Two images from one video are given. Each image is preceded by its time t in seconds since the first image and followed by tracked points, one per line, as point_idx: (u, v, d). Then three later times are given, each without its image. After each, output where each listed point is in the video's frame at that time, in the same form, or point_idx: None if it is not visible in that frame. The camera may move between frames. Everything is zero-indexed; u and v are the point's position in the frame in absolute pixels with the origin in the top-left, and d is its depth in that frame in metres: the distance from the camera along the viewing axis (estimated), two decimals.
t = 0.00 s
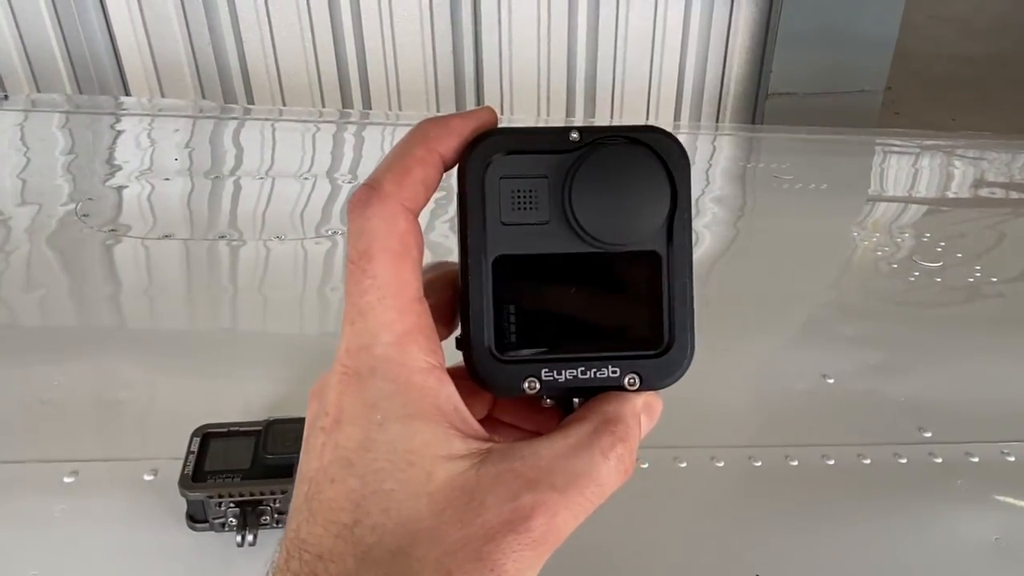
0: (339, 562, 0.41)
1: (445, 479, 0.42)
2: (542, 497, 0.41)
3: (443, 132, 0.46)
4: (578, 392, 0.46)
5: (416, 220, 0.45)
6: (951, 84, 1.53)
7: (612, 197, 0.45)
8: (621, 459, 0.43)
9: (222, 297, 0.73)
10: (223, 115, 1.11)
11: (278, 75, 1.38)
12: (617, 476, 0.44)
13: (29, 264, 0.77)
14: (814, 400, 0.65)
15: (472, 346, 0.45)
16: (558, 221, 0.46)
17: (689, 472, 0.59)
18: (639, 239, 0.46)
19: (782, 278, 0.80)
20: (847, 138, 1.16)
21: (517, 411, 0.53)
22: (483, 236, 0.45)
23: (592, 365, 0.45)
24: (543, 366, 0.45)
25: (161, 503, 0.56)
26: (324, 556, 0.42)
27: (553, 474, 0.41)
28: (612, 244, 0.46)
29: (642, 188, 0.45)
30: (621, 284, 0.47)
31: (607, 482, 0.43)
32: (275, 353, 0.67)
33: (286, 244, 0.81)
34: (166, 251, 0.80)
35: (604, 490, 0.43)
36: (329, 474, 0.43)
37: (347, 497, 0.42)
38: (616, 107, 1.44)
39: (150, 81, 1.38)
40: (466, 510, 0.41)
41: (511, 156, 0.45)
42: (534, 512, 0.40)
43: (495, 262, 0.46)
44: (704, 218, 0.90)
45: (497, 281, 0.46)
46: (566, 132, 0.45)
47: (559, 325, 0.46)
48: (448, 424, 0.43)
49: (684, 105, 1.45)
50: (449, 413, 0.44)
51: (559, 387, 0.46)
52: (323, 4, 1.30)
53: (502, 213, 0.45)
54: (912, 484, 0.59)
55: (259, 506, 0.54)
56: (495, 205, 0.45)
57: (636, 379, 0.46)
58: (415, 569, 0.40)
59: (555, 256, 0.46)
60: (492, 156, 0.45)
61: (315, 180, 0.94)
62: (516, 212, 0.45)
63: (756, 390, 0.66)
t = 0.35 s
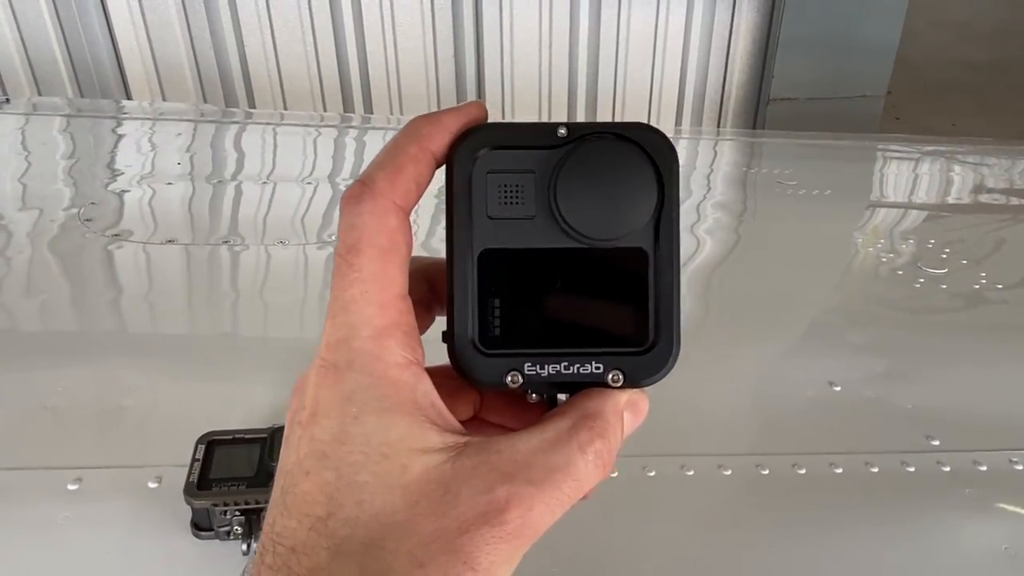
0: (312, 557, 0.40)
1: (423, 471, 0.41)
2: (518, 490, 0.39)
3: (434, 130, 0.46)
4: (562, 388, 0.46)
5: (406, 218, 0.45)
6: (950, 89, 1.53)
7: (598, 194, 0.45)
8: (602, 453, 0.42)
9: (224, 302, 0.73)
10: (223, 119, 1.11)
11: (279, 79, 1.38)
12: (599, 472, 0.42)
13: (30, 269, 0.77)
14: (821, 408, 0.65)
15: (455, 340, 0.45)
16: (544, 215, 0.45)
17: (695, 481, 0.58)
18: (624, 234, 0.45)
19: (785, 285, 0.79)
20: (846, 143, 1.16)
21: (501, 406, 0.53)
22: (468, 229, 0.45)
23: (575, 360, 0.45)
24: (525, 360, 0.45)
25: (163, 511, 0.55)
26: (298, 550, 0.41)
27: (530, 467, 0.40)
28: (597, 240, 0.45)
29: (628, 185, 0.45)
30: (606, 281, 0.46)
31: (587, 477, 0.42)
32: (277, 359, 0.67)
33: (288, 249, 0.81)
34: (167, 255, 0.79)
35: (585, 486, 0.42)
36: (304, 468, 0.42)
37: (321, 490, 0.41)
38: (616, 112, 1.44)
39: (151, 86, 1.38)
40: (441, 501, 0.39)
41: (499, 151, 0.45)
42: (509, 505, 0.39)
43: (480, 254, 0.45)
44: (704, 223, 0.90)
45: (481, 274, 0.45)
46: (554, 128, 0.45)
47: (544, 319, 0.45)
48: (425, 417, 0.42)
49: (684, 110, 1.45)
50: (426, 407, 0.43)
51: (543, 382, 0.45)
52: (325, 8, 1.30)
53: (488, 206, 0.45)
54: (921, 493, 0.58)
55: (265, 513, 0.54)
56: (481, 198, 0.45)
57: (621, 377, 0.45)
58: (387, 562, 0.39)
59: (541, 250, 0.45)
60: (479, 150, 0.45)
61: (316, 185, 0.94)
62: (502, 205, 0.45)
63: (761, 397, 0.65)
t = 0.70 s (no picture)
0: (293, 546, 0.40)
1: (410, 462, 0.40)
2: (498, 475, 0.39)
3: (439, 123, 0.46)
4: (554, 382, 0.45)
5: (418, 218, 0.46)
6: (949, 95, 1.54)
7: (599, 187, 0.44)
8: (583, 443, 0.42)
9: (223, 309, 0.73)
10: (223, 124, 1.11)
11: (279, 85, 1.37)
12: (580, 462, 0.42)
13: (30, 275, 0.76)
14: (824, 417, 0.64)
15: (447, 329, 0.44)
16: (542, 207, 0.45)
17: (700, 490, 0.57)
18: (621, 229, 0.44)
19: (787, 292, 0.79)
20: (846, 150, 1.16)
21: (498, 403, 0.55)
22: (464, 220, 0.45)
23: (567, 353, 0.44)
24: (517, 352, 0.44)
25: (161, 521, 0.54)
26: (279, 540, 0.41)
27: (509, 455, 0.40)
28: (594, 234, 0.44)
29: (630, 178, 0.44)
30: (603, 276, 0.45)
31: (568, 467, 0.41)
32: (277, 367, 0.66)
33: (288, 256, 0.81)
34: (166, 262, 0.79)
35: (566, 476, 0.42)
36: (287, 458, 0.42)
37: (303, 480, 0.41)
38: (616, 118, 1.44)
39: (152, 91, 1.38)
40: (421, 487, 0.39)
41: (500, 142, 0.45)
42: (488, 491, 0.39)
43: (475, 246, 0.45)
44: (704, 229, 0.90)
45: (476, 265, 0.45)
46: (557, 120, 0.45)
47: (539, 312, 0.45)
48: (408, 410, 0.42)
49: (684, 116, 1.45)
50: (408, 398, 0.43)
51: (536, 376, 0.44)
52: (325, 13, 1.30)
53: (486, 198, 0.45)
54: (926, 503, 0.57)
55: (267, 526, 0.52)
56: (481, 189, 0.45)
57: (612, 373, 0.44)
58: (367, 550, 0.38)
59: (538, 242, 0.45)
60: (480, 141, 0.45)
61: (316, 191, 0.94)
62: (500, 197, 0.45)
63: (764, 406, 0.64)
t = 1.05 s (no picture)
0: (282, 541, 0.41)
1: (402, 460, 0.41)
2: (484, 474, 0.40)
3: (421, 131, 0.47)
4: (545, 383, 0.46)
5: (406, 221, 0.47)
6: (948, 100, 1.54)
7: (581, 189, 0.45)
8: (569, 442, 0.42)
9: (224, 315, 0.73)
10: (223, 129, 1.11)
11: (280, 90, 1.37)
12: (567, 460, 0.42)
13: (29, 281, 0.76)
14: (827, 425, 0.64)
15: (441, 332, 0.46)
16: (528, 213, 0.46)
17: (703, 499, 0.57)
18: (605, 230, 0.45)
19: (788, 299, 0.79)
20: (846, 155, 1.16)
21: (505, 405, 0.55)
22: (451, 227, 0.46)
23: (554, 355, 0.45)
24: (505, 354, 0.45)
25: (161, 530, 0.54)
26: (268, 537, 0.42)
27: (494, 454, 0.40)
28: (580, 236, 0.45)
29: (610, 176, 0.45)
30: (590, 279, 0.46)
31: (554, 465, 0.42)
32: (278, 373, 0.66)
33: (288, 261, 0.81)
34: (165, 268, 0.79)
35: (553, 473, 0.42)
36: (278, 457, 0.43)
37: (293, 478, 0.42)
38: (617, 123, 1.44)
39: (152, 95, 1.38)
40: (409, 483, 0.40)
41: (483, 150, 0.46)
42: (474, 486, 0.39)
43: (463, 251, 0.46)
44: (704, 235, 0.90)
45: (464, 270, 0.47)
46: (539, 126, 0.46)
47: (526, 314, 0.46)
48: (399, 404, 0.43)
49: (685, 120, 1.45)
50: (398, 395, 0.44)
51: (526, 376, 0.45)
52: (325, 17, 1.30)
53: (472, 205, 0.46)
54: (929, 512, 0.57)
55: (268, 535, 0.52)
56: (467, 197, 0.46)
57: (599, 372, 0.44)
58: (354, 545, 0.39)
59: (525, 247, 0.46)
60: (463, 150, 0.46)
61: (316, 196, 0.94)
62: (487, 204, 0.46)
63: (767, 413, 0.64)
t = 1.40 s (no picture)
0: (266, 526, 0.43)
1: (375, 456, 0.42)
2: (449, 471, 0.40)
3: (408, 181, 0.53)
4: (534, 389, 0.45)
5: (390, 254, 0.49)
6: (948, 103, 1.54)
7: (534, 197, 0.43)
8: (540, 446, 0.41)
9: (225, 317, 0.73)
10: (223, 131, 1.12)
11: (281, 92, 1.37)
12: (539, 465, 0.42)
13: (30, 283, 0.76)
14: (829, 428, 0.64)
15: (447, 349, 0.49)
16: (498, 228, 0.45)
17: (706, 502, 0.57)
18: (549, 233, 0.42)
19: (789, 302, 0.79)
20: (846, 158, 1.16)
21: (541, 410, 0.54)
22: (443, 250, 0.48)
23: (528, 360, 0.44)
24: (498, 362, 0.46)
25: (163, 533, 0.54)
26: (256, 534, 0.44)
27: (460, 453, 0.41)
28: (535, 243, 0.43)
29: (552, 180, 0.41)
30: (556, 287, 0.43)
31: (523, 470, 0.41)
32: (280, 375, 0.66)
33: (289, 263, 0.81)
34: (166, 270, 0.79)
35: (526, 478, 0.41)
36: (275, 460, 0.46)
37: (279, 479, 0.44)
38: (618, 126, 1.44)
39: (152, 96, 1.38)
40: (368, 482, 0.41)
41: (463, 173, 0.47)
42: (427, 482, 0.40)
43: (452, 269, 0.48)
44: (704, 238, 0.90)
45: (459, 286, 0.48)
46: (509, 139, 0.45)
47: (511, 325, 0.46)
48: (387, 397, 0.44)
49: (685, 122, 1.45)
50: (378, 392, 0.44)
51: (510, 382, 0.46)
52: (326, 19, 1.30)
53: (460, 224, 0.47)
54: (932, 516, 0.57)
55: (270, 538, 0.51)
56: (456, 219, 0.47)
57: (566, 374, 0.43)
58: (318, 540, 0.41)
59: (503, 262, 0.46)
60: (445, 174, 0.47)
61: (317, 198, 0.94)
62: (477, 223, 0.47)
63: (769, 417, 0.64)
